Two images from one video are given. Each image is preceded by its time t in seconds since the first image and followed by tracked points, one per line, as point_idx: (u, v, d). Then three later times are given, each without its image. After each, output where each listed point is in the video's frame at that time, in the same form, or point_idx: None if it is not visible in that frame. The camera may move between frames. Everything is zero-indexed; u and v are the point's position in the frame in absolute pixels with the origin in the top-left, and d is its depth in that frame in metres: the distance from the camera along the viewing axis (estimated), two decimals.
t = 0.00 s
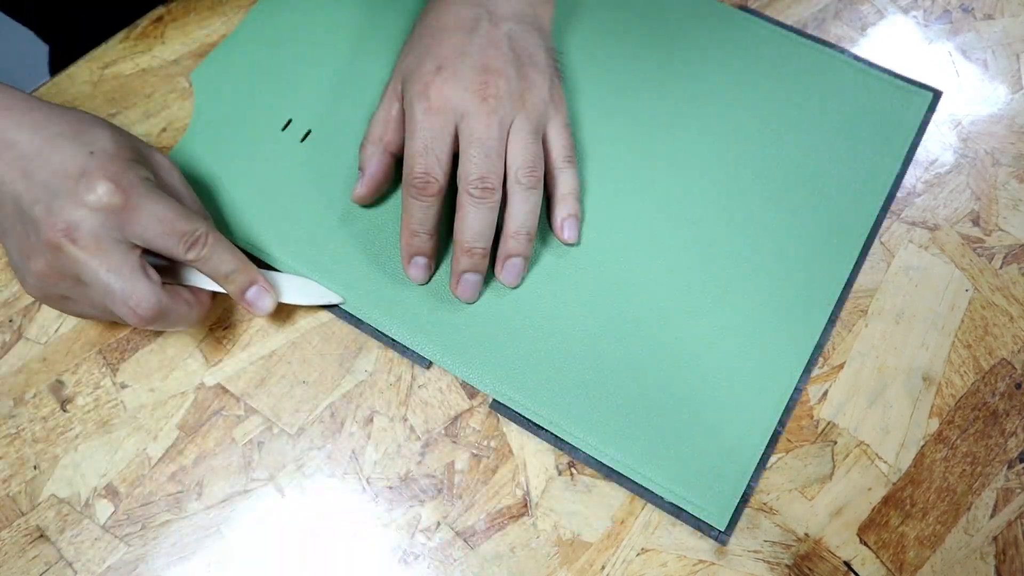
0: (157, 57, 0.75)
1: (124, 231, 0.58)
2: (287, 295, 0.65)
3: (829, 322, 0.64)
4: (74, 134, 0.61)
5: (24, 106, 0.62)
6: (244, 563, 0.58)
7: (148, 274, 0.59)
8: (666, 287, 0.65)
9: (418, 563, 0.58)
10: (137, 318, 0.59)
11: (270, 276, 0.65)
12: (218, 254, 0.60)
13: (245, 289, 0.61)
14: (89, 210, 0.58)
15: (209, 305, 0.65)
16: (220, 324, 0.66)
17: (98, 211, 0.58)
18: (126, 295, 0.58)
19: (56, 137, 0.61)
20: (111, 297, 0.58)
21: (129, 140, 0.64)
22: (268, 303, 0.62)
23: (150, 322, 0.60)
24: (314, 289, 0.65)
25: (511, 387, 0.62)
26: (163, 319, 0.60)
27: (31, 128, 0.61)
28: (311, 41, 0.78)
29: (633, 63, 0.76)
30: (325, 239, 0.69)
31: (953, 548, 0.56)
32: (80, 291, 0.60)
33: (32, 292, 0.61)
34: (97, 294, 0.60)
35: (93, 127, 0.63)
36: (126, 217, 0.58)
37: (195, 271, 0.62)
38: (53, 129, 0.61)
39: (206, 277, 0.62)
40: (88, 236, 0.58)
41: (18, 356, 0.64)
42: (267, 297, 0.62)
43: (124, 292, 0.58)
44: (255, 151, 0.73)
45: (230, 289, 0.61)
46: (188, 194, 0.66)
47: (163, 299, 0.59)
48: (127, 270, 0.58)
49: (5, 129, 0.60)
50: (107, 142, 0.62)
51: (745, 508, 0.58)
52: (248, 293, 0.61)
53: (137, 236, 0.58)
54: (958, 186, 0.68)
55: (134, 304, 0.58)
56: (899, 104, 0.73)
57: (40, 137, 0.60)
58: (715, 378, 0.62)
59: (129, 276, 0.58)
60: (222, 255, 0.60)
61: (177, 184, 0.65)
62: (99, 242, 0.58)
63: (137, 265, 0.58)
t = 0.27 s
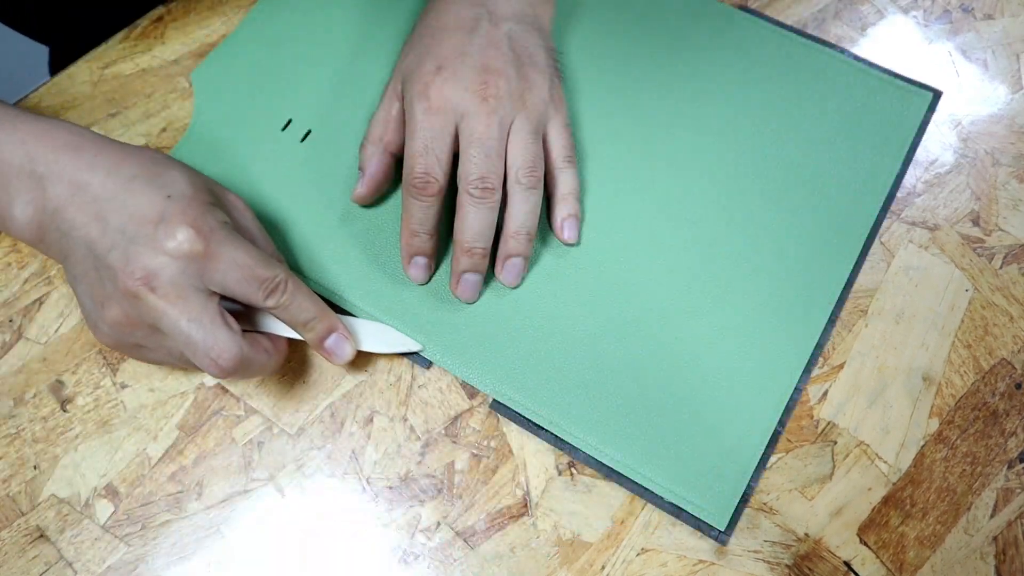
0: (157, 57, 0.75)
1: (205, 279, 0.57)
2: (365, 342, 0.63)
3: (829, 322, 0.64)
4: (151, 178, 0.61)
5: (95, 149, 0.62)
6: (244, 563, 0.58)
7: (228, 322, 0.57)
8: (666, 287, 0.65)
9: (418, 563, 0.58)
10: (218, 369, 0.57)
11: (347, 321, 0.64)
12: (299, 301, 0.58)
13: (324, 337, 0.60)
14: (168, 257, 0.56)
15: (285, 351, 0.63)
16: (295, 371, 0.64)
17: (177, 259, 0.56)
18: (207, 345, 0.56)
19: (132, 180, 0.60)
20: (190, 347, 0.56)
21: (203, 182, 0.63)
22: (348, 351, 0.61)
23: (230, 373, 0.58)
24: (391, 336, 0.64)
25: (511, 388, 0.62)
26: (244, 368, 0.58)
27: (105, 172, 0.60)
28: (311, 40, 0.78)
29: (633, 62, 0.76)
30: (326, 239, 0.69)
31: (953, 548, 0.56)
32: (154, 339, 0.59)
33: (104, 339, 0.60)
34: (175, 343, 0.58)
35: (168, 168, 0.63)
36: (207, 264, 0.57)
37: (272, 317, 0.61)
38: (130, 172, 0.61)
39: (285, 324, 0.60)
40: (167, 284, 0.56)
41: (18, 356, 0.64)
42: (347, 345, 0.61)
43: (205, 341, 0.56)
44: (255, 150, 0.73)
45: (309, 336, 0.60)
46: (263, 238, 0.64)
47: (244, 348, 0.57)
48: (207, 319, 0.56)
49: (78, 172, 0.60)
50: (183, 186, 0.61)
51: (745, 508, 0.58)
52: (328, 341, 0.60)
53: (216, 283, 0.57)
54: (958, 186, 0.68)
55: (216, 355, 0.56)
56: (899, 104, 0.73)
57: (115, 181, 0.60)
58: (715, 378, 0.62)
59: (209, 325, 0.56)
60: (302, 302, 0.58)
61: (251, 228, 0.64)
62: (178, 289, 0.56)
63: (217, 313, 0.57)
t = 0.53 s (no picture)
0: (157, 57, 0.75)
1: (185, 265, 0.57)
2: (346, 330, 0.63)
3: (829, 322, 0.64)
4: (133, 168, 0.61)
5: (88, 142, 0.62)
6: (244, 563, 0.58)
7: (211, 308, 0.57)
8: (665, 287, 0.65)
9: (418, 563, 0.58)
10: (199, 353, 0.57)
11: (330, 309, 0.64)
12: (279, 287, 0.58)
13: (303, 323, 0.59)
14: (149, 243, 0.56)
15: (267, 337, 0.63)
16: (276, 358, 0.64)
17: (158, 245, 0.56)
18: (190, 330, 0.56)
19: (113, 170, 0.60)
20: (173, 333, 0.56)
21: (184, 171, 0.63)
22: (327, 338, 0.60)
23: (210, 357, 0.57)
24: (374, 325, 0.64)
25: (511, 388, 0.62)
26: (227, 353, 0.58)
27: (87, 160, 0.60)
28: (311, 40, 0.78)
29: (633, 62, 0.76)
30: (326, 239, 0.69)
31: (953, 548, 0.56)
32: (138, 327, 0.59)
33: (86, 327, 0.60)
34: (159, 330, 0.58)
35: (151, 159, 0.62)
36: (188, 251, 0.57)
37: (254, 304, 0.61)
38: (110, 163, 0.60)
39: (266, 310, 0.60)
40: (149, 271, 0.56)
41: (18, 356, 0.64)
42: (327, 331, 0.60)
43: (187, 327, 0.56)
44: (255, 150, 0.73)
45: (289, 322, 0.59)
46: (247, 230, 0.64)
47: (225, 333, 0.57)
48: (189, 305, 0.56)
49: (61, 162, 0.59)
50: (164, 175, 0.61)
51: (745, 508, 0.58)
52: (308, 327, 0.59)
53: (198, 270, 0.57)
54: (958, 186, 0.68)
55: (198, 339, 0.56)
56: (900, 104, 0.73)
57: (98, 171, 0.59)
58: (715, 378, 0.62)
59: (191, 310, 0.56)
60: (283, 289, 0.58)
61: (233, 219, 0.64)
62: (160, 275, 0.56)
63: (199, 298, 0.56)
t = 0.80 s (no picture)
0: (157, 57, 0.75)
1: (45, 176, 0.59)
2: (205, 245, 0.66)
3: (830, 322, 0.64)
4: None
5: None
6: (244, 563, 0.58)
7: (70, 219, 0.60)
8: (666, 288, 0.65)
9: (418, 562, 0.58)
10: (59, 257, 0.61)
11: (190, 225, 0.67)
12: (138, 200, 0.61)
13: (163, 235, 0.62)
14: (9, 154, 0.58)
15: (130, 249, 0.67)
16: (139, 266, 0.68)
17: (17, 156, 0.58)
18: (47, 235, 0.60)
19: None
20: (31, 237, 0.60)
21: (57, 92, 0.64)
22: (185, 250, 0.63)
23: (69, 262, 0.62)
24: (228, 240, 0.67)
25: (511, 389, 0.62)
26: (82, 259, 0.62)
27: None
28: (310, 40, 0.78)
29: (634, 62, 0.76)
30: (325, 239, 0.69)
31: (953, 548, 0.56)
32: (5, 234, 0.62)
33: None
34: (23, 236, 0.62)
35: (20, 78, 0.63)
36: (48, 163, 0.59)
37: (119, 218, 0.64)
38: None
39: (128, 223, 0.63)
40: (8, 181, 0.59)
41: (18, 356, 0.64)
42: (185, 245, 0.63)
43: (45, 231, 0.59)
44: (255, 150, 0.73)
45: (150, 235, 0.62)
46: (115, 147, 0.67)
47: (84, 240, 0.61)
48: (47, 213, 0.59)
49: None
50: (30, 92, 0.62)
51: (745, 509, 0.58)
52: (166, 239, 0.62)
53: (59, 181, 0.60)
54: (958, 186, 0.68)
55: (54, 244, 0.60)
56: (900, 104, 0.72)
57: None
58: (715, 378, 0.62)
59: (49, 219, 0.59)
60: (143, 202, 0.61)
61: (101, 135, 0.66)
62: (19, 184, 0.59)
63: (59, 208, 0.60)
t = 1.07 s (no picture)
0: (157, 57, 0.75)
1: (17, 157, 0.61)
2: (176, 228, 0.67)
3: (830, 322, 0.64)
4: None
5: None
6: (243, 563, 0.58)
7: (41, 200, 0.62)
8: (666, 288, 0.65)
9: (418, 562, 0.58)
10: (28, 239, 0.62)
11: (162, 209, 0.67)
12: (109, 182, 0.62)
13: (134, 218, 0.63)
14: None
15: (104, 233, 0.68)
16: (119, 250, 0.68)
17: None
18: (17, 215, 0.61)
19: None
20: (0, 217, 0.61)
21: (32, 79, 0.66)
22: (156, 234, 0.63)
23: (40, 244, 0.63)
24: (199, 224, 0.68)
25: (511, 389, 0.62)
26: (53, 242, 0.63)
27: None
28: (310, 40, 0.78)
29: (634, 63, 0.76)
30: (326, 238, 0.69)
31: (953, 548, 0.56)
32: None
33: None
34: None
35: None
36: (19, 144, 0.61)
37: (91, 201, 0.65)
38: None
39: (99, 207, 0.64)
40: None
41: (19, 356, 0.64)
42: (156, 228, 0.63)
43: (14, 211, 0.61)
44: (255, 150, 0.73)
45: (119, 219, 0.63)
46: (90, 133, 0.68)
47: (53, 221, 0.62)
48: (18, 194, 0.61)
49: None
50: (8, 77, 0.64)
51: (745, 509, 0.58)
52: (138, 223, 0.63)
53: (29, 162, 0.61)
54: (958, 186, 0.68)
55: (24, 224, 0.61)
56: (901, 104, 0.72)
57: None
58: (715, 378, 0.62)
59: (18, 200, 0.61)
60: (113, 185, 0.62)
61: (76, 121, 0.68)
62: None
63: (28, 190, 0.61)
